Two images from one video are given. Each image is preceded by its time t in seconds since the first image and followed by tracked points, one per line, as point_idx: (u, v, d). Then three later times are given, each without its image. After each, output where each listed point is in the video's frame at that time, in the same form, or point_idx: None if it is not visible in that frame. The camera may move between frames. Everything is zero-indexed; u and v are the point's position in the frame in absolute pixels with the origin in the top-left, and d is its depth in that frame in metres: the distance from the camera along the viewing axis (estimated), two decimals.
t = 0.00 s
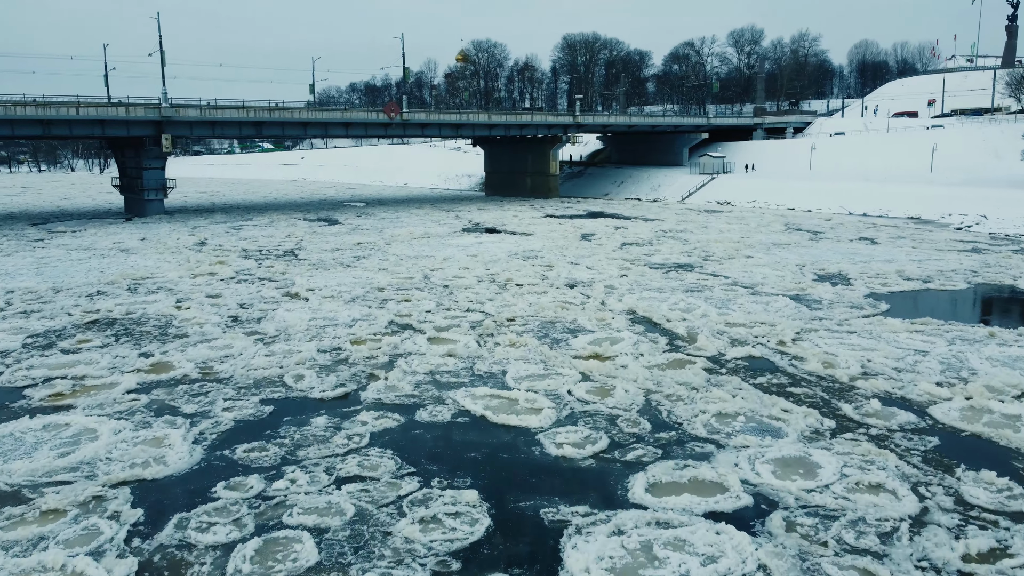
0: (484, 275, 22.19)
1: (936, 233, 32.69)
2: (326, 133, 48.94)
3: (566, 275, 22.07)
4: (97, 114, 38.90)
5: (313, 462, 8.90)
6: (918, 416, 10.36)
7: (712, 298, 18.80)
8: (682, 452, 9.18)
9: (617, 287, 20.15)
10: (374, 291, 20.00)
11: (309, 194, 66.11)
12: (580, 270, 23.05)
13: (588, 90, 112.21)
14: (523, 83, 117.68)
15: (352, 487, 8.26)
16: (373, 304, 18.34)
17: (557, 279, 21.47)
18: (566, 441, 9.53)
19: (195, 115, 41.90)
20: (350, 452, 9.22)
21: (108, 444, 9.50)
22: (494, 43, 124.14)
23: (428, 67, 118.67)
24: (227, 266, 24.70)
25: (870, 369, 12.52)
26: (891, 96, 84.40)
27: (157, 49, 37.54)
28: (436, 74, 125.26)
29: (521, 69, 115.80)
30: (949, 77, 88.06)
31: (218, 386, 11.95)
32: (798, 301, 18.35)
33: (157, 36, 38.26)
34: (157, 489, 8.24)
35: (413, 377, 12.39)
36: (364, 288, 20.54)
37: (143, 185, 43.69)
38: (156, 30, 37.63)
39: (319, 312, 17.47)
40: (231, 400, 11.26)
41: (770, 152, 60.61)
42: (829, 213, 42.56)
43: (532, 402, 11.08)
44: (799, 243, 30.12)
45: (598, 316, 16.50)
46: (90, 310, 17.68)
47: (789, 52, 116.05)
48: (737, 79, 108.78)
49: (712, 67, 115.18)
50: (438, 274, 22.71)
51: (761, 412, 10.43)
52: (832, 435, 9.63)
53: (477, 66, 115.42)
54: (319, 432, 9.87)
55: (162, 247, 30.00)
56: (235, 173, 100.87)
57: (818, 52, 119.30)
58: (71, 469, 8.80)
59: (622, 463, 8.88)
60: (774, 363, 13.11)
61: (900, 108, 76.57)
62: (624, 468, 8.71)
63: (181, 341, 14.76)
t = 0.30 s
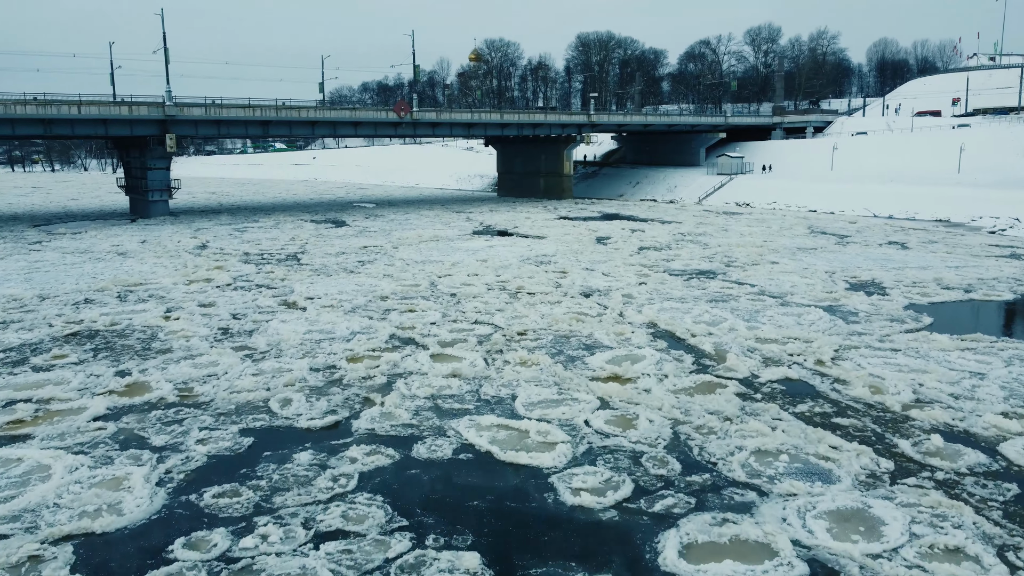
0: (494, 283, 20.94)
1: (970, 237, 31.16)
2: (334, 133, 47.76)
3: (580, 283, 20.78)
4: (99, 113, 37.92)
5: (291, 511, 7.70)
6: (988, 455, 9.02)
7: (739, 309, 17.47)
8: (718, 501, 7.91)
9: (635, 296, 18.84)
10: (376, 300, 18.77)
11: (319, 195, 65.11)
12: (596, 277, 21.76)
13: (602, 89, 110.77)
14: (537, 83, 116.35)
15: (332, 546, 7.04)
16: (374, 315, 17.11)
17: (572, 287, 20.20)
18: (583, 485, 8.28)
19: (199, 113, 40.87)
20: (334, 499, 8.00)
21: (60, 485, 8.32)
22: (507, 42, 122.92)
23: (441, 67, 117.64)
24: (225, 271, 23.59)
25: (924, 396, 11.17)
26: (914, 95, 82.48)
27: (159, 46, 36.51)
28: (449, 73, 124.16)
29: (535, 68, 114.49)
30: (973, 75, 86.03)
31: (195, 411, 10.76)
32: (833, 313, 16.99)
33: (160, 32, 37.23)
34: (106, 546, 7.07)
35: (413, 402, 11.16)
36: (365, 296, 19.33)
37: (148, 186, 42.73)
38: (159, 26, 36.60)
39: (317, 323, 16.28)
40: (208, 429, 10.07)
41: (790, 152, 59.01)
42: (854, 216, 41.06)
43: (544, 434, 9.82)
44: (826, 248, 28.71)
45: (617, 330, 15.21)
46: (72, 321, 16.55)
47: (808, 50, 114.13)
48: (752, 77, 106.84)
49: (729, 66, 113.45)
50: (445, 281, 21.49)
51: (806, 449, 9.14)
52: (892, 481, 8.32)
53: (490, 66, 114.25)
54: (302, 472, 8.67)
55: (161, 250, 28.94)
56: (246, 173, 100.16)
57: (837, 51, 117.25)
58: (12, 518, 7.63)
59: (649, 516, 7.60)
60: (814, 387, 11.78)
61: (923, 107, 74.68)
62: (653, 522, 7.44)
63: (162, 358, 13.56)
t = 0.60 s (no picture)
0: (505, 292, 19.70)
1: (1006, 242, 29.62)
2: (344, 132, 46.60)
3: (597, 292, 19.50)
4: (102, 112, 37.01)
5: None
6: None
7: (771, 322, 16.12)
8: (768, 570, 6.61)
9: (657, 307, 17.55)
10: (379, 311, 17.57)
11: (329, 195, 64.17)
12: (614, 284, 20.47)
13: (618, 88, 109.40)
14: (551, 82, 115.11)
15: None
16: (375, 328, 15.90)
17: (588, 296, 18.92)
18: (606, 547, 7.00)
19: (205, 112, 39.89)
20: (311, 564, 6.76)
21: None
22: (522, 41, 121.78)
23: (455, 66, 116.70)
24: (224, 277, 22.48)
25: (993, 431, 9.81)
26: (938, 93, 80.51)
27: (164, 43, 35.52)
28: (463, 72, 123.19)
29: (549, 67, 113.24)
30: (999, 74, 83.96)
31: (165, 444, 9.54)
32: (874, 327, 15.63)
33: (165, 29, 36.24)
34: None
35: (411, 433, 9.90)
36: (368, 306, 18.14)
37: (153, 186, 41.80)
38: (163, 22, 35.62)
39: (313, 337, 15.07)
40: (176, 467, 8.86)
41: (811, 152, 57.43)
42: (880, 219, 39.58)
43: (561, 476, 8.54)
44: (855, 252, 27.28)
45: (640, 347, 13.91)
46: (52, 333, 15.43)
47: (828, 48, 112.18)
48: (770, 76, 104.95)
49: (747, 65, 111.73)
50: (454, 288, 20.27)
51: (867, 500, 7.82)
52: (974, 545, 6.99)
53: (504, 65, 113.13)
54: (277, 526, 7.44)
55: (161, 253, 27.95)
56: (258, 173, 99.58)
57: (858, 49, 115.25)
58: None
59: None
60: (865, 417, 10.44)
61: (948, 106, 72.76)
62: None
63: (140, 378, 12.37)
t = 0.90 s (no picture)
0: (518, 301, 18.46)
1: None
2: (354, 132, 45.53)
3: (617, 302, 18.22)
4: (105, 111, 36.11)
5: None
6: None
7: (807, 338, 14.80)
8: None
9: (682, 320, 16.25)
10: (382, 323, 16.36)
11: (341, 196, 63.17)
12: (634, 294, 19.18)
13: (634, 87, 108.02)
14: (567, 81, 113.90)
15: None
16: (376, 344, 14.69)
17: (607, 306, 17.68)
18: None
19: (212, 111, 38.94)
20: None
21: None
22: (537, 40, 120.76)
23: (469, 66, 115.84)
24: (223, 283, 21.40)
25: None
26: (964, 91, 78.52)
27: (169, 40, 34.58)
28: (477, 71, 122.17)
29: (564, 66, 111.99)
30: None
31: (126, 487, 8.33)
32: (923, 344, 14.27)
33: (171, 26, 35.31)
34: None
35: (410, 474, 8.67)
36: (370, 317, 16.94)
37: (159, 187, 40.85)
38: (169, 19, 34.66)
39: (308, 353, 13.87)
40: (133, 517, 7.65)
41: (835, 152, 55.81)
42: (909, 222, 38.07)
43: (582, 534, 7.26)
44: (888, 258, 25.87)
45: (666, 368, 12.63)
46: (29, 348, 14.33)
47: (849, 46, 110.24)
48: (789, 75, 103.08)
49: (766, 63, 110.06)
50: (463, 297, 19.05)
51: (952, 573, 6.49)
52: None
53: (519, 63, 112.02)
54: None
55: (161, 257, 26.93)
56: (272, 172, 99.01)
57: (879, 47, 113.20)
58: None
59: None
60: (929, 455, 9.10)
61: (976, 104, 70.81)
62: None
63: (112, 402, 11.18)
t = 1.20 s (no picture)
0: (533, 312, 17.20)
1: None
2: (366, 131, 44.45)
3: (638, 314, 16.91)
4: (110, 109, 35.22)
5: None
6: None
7: (851, 357, 13.45)
8: None
9: (710, 335, 14.92)
10: (385, 336, 15.14)
11: (353, 197, 62.16)
12: (657, 305, 17.87)
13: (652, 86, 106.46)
14: (584, 80, 112.50)
15: None
16: (376, 360, 13.47)
17: (628, 319, 16.39)
18: None
19: (219, 110, 37.99)
20: None
21: None
22: (553, 39, 119.54)
23: (485, 65, 114.73)
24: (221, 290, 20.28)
25: None
26: (993, 90, 76.40)
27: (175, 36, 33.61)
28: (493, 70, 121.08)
29: (581, 65, 110.59)
30: None
31: (72, 543, 7.14)
32: (982, 364, 12.89)
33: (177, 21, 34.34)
34: None
35: (405, 527, 7.42)
36: (372, 329, 15.73)
37: (165, 188, 39.90)
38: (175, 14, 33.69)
39: (301, 372, 12.67)
40: None
41: (861, 152, 54.13)
42: (942, 225, 36.48)
43: None
44: (926, 264, 24.40)
45: (697, 393, 11.32)
46: (3, 363, 13.24)
47: (872, 44, 108.11)
48: (811, 72, 100.90)
49: (786, 61, 108.17)
50: (474, 307, 17.81)
51: None
52: None
53: (535, 62, 110.80)
54: None
55: (161, 260, 25.92)
56: (286, 172, 98.32)
57: (903, 44, 110.93)
58: None
59: None
60: (1013, 508, 7.76)
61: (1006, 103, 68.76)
62: None
63: (78, 429, 10.03)
